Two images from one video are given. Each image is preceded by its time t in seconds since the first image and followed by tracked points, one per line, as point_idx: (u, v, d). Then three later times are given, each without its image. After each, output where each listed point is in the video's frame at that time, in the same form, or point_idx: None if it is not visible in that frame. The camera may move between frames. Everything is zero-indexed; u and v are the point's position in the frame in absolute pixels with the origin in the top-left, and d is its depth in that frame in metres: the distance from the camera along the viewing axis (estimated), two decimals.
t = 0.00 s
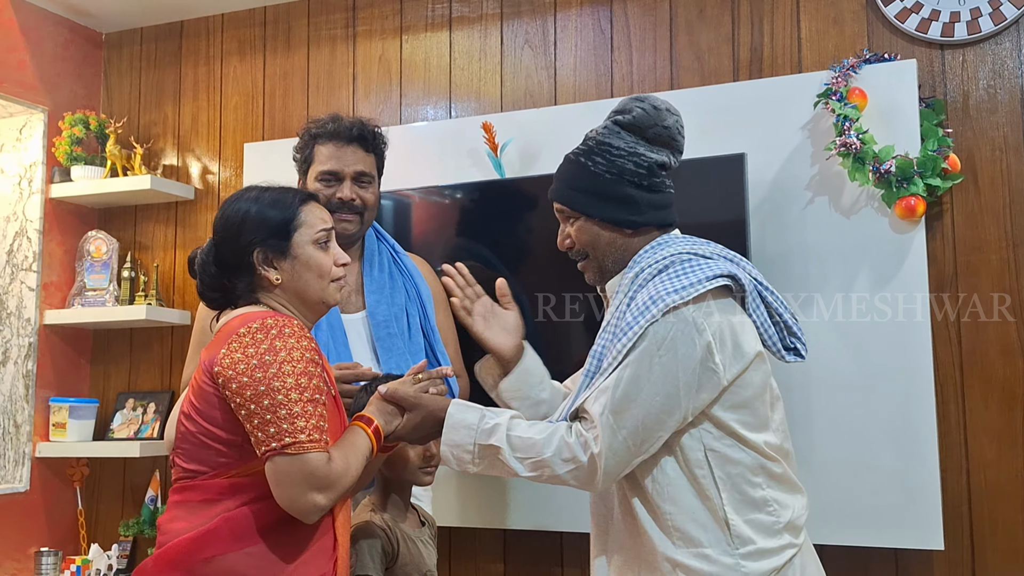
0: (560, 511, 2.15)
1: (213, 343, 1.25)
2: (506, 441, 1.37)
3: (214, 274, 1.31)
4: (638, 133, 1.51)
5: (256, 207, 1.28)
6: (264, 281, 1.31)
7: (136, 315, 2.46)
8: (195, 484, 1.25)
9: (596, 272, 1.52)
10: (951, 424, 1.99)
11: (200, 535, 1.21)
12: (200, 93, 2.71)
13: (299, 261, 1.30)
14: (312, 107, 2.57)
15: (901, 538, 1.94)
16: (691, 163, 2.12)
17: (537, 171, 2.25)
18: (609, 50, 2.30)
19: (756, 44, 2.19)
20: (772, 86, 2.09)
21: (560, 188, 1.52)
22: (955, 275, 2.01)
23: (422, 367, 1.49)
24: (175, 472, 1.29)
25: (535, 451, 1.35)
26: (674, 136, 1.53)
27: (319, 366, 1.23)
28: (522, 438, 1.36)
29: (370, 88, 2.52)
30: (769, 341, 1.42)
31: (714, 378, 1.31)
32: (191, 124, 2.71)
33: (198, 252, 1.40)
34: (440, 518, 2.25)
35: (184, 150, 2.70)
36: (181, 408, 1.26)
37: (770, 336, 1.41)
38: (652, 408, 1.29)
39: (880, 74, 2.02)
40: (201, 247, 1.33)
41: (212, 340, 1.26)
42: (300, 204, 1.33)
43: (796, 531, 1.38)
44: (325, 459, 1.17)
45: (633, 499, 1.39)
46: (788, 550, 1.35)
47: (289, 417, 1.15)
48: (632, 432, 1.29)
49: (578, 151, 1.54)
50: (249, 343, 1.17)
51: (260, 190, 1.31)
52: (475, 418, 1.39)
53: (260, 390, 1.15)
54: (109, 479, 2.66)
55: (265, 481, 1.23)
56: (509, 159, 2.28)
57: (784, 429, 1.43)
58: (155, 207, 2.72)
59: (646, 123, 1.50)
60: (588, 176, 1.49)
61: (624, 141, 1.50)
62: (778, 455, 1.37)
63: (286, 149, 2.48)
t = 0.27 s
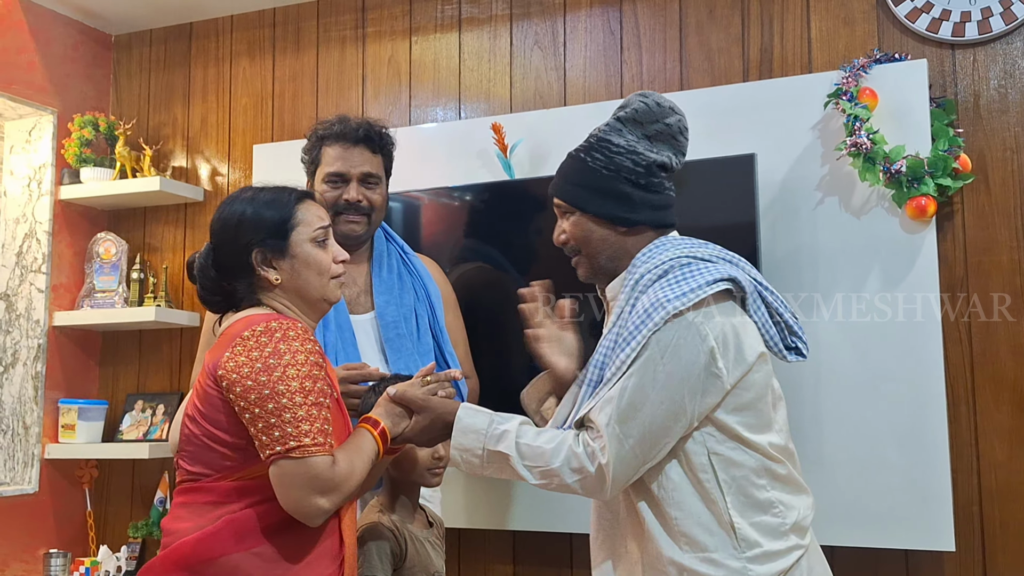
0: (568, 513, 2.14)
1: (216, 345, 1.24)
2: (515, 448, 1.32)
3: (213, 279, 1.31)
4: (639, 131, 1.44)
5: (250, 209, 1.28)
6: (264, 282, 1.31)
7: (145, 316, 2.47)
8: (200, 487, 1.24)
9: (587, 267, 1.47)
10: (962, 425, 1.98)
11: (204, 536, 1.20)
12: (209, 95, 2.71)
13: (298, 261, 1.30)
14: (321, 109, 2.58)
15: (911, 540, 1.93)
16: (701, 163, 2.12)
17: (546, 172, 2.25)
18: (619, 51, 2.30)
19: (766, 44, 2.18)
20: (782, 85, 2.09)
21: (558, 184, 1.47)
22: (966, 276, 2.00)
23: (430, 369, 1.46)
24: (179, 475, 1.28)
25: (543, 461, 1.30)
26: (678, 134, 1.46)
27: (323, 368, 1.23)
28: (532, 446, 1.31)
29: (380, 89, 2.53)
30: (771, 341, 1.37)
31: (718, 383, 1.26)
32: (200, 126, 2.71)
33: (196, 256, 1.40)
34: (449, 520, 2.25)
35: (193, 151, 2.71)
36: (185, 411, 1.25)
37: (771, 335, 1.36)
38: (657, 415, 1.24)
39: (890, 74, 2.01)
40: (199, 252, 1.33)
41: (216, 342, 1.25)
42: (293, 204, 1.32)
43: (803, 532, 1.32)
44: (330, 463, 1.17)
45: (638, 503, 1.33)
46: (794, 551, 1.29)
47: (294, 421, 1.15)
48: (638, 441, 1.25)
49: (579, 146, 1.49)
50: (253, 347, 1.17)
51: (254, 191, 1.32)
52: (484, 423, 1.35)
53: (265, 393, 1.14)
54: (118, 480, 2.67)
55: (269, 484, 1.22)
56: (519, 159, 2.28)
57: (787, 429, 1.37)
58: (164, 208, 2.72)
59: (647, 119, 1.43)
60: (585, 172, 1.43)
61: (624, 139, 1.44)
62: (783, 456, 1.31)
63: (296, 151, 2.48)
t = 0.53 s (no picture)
0: (572, 511, 2.13)
1: (212, 342, 1.23)
2: (515, 445, 1.31)
3: (211, 276, 1.31)
4: (642, 126, 1.44)
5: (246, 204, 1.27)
6: (262, 277, 1.30)
7: (148, 315, 2.46)
8: (192, 484, 1.23)
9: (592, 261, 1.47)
10: (968, 425, 1.96)
11: (197, 533, 1.19)
12: (213, 94, 2.71)
13: (294, 257, 1.30)
14: (325, 107, 2.57)
15: (917, 541, 1.91)
16: (706, 161, 2.10)
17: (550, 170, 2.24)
18: (624, 49, 2.29)
19: (772, 43, 2.17)
20: (787, 83, 2.08)
21: (559, 175, 1.46)
22: (973, 275, 1.99)
23: (430, 368, 1.45)
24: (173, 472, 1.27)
25: (543, 457, 1.30)
26: (681, 129, 1.45)
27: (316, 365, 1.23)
28: (531, 442, 1.31)
29: (384, 88, 2.52)
30: (765, 336, 1.36)
31: (711, 372, 1.26)
32: (204, 125, 2.71)
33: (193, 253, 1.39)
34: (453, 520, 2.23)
35: (197, 150, 2.70)
36: (179, 407, 1.25)
37: (765, 328, 1.35)
38: (649, 407, 1.23)
39: (896, 72, 2.00)
40: (196, 248, 1.33)
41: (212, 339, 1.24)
42: (290, 197, 1.32)
43: (795, 531, 1.30)
44: (322, 462, 1.15)
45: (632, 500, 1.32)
46: (786, 550, 1.27)
47: (286, 420, 1.13)
48: (633, 434, 1.24)
49: (579, 139, 1.48)
50: (247, 344, 1.16)
51: (250, 187, 1.31)
52: (484, 421, 1.34)
53: (258, 391, 1.13)
54: (121, 479, 2.66)
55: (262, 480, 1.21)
56: (523, 158, 2.27)
57: (783, 425, 1.35)
58: (167, 207, 2.72)
59: (651, 114, 1.43)
60: (587, 164, 1.43)
61: (627, 132, 1.43)
62: (776, 453, 1.30)
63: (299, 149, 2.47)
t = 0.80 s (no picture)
0: (571, 515, 2.11)
1: (205, 336, 1.21)
2: (512, 448, 1.29)
3: (208, 268, 1.29)
4: (645, 121, 1.41)
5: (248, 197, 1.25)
6: (258, 272, 1.29)
7: (147, 311, 2.44)
8: (180, 479, 1.21)
9: (592, 261, 1.45)
10: (975, 430, 1.94)
11: (184, 529, 1.17)
12: (215, 90, 2.69)
13: (292, 253, 1.28)
14: (328, 104, 2.55)
15: (921, 545, 1.89)
16: (710, 161, 2.08)
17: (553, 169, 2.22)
18: (629, 48, 2.27)
19: (779, 42, 2.15)
20: (794, 82, 2.06)
21: (560, 170, 1.44)
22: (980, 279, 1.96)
23: (425, 370, 1.43)
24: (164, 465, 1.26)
25: (541, 460, 1.27)
26: (684, 125, 1.42)
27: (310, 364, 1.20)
28: (530, 445, 1.29)
29: (387, 85, 2.50)
30: (767, 335, 1.34)
31: (714, 373, 1.23)
32: (206, 121, 2.69)
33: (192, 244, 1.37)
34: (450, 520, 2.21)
35: (199, 146, 2.69)
36: (172, 401, 1.23)
37: (768, 327, 1.33)
38: (650, 409, 1.21)
39: (905, 72, 1.98)
40: (195, 239, 1.31)
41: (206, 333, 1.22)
42: (292, 193, 1.30)
43: (794, 535, 1.27)
44: (309, 462, 1.14)
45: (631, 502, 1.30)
46: (786, 555, 1.24)
47: (274, 417, 1.11)
48: (635, 436, 1.21)
49: (580, 133, 1.45)
50: (239, 340, 1.14)
51: (252, 179, 1.29)
52: (480, 424, 1.32)
53: (247, 387, 1.11)
54: (119, 476, 2.64)
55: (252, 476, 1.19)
56: (526, 157, 2.25)
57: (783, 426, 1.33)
58: (169, 204, 2.70)
59: (655, 109, 1.39)
60: (588, 160, 1.40)
61: (628, 128, 1.40)
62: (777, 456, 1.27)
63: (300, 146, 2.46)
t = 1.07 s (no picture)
0: (579, 511, 2.10)
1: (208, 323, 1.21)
2: (516, 440, 1.27)
3: (217, 254, 1.28)
4: (629, 126, 1.31)
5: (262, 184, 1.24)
6: (267, 261, 1.28)
7: (159, 303, 2.44)
8: (182, 466, 1.21)
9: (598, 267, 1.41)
10: (990, 432, 1.91)
11: (185, 517, 1.17)
12: (230, 83, 2.69)
13: (302, 243, 1.27)
14: (341, 98, 2.55)
15: (934, 548, 1.86)
16: (725, 157, 2.07)
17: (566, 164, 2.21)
18: (645, 44, 2.26)
19: (796, 39, 2.13)
20: (811, 79, 2.04)
21: (553, 188, 1.37)
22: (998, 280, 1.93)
23: (427, 356, 1.42)
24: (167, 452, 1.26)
25: (544, 452, 1.25)
26: (674, 121, 1.32)
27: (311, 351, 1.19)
28: (533, 436, 1.26)
29: (401, 79, 2.49)
30: (787, 334, 1.30)
31: (727, 377, 1.20)
32: (220, 114, 2.69)
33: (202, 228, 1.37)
34: (456, 516, 2.20)
35: (213, 140, 2.68)
36: (174, 388, 1.23)
37: (787, 326, 1.28)
38: (659, 408, 1.19)
39: (924, 69, 1.95)
40: (206, 225, 1.30)
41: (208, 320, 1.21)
42: (304, 185, 1.29)
43: (806, 535, 1.25)
44: (309, 449, 1.13)
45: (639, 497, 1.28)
46: (798, 554, 1.22)
47: (273, 405, 1.10)
48: (642, 434, 1.20)
49: (567, 147, 1.37)
50: (239, 327, 1.13)
51: (266, 167, 1.28)
52: (484, 413, 1.29)
53: (246, 375, 1.11)
54: (129, 468, 2.64)
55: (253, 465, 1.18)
56: (539, 151, 2.24)
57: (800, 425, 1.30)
58: (182, 196, 2.70)
59: (640, 115, 1.30)
60: (576, 177, 1.33)
61: (613, 138, 1.31)
62: (790, 456, 1.25)
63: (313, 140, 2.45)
